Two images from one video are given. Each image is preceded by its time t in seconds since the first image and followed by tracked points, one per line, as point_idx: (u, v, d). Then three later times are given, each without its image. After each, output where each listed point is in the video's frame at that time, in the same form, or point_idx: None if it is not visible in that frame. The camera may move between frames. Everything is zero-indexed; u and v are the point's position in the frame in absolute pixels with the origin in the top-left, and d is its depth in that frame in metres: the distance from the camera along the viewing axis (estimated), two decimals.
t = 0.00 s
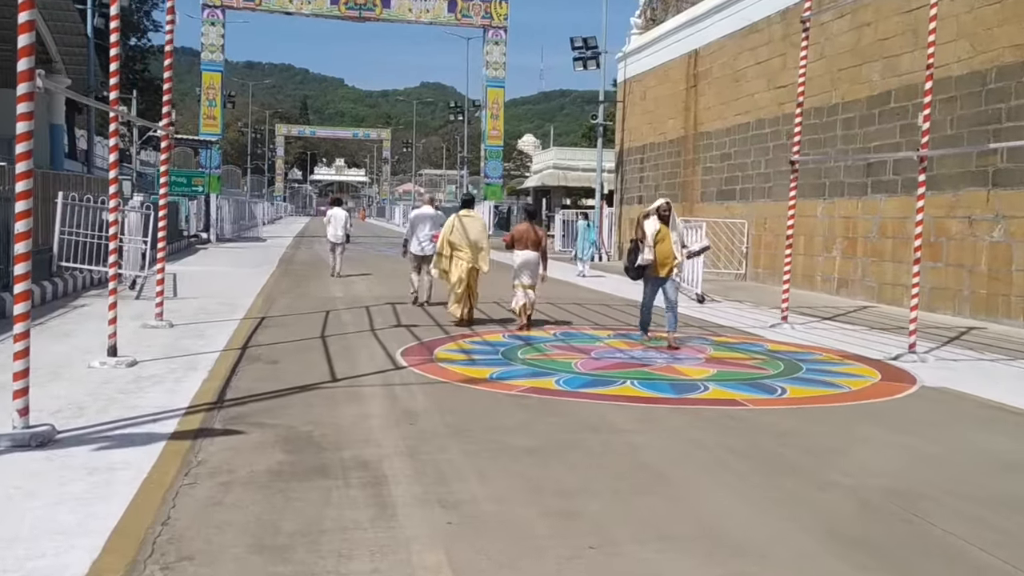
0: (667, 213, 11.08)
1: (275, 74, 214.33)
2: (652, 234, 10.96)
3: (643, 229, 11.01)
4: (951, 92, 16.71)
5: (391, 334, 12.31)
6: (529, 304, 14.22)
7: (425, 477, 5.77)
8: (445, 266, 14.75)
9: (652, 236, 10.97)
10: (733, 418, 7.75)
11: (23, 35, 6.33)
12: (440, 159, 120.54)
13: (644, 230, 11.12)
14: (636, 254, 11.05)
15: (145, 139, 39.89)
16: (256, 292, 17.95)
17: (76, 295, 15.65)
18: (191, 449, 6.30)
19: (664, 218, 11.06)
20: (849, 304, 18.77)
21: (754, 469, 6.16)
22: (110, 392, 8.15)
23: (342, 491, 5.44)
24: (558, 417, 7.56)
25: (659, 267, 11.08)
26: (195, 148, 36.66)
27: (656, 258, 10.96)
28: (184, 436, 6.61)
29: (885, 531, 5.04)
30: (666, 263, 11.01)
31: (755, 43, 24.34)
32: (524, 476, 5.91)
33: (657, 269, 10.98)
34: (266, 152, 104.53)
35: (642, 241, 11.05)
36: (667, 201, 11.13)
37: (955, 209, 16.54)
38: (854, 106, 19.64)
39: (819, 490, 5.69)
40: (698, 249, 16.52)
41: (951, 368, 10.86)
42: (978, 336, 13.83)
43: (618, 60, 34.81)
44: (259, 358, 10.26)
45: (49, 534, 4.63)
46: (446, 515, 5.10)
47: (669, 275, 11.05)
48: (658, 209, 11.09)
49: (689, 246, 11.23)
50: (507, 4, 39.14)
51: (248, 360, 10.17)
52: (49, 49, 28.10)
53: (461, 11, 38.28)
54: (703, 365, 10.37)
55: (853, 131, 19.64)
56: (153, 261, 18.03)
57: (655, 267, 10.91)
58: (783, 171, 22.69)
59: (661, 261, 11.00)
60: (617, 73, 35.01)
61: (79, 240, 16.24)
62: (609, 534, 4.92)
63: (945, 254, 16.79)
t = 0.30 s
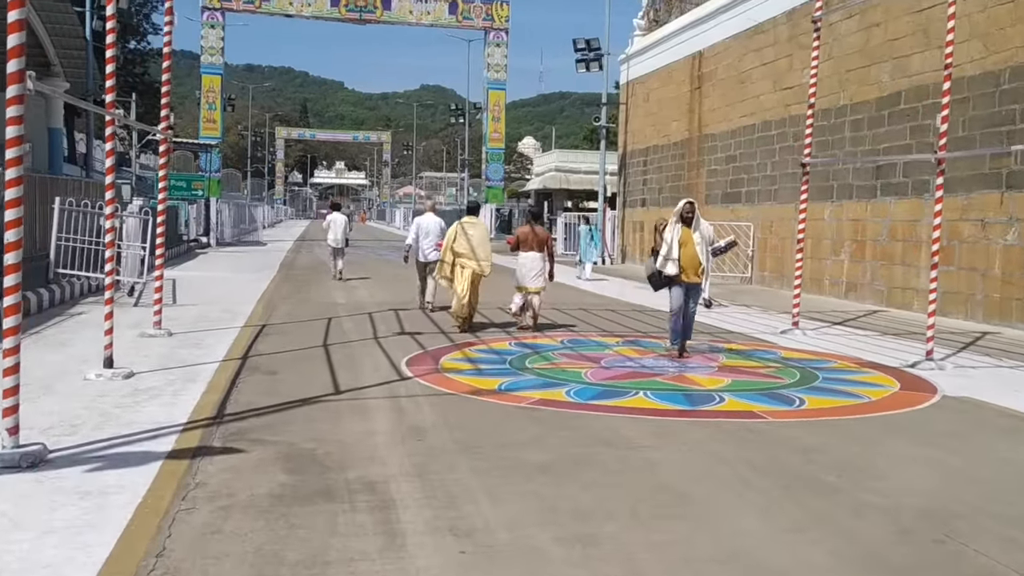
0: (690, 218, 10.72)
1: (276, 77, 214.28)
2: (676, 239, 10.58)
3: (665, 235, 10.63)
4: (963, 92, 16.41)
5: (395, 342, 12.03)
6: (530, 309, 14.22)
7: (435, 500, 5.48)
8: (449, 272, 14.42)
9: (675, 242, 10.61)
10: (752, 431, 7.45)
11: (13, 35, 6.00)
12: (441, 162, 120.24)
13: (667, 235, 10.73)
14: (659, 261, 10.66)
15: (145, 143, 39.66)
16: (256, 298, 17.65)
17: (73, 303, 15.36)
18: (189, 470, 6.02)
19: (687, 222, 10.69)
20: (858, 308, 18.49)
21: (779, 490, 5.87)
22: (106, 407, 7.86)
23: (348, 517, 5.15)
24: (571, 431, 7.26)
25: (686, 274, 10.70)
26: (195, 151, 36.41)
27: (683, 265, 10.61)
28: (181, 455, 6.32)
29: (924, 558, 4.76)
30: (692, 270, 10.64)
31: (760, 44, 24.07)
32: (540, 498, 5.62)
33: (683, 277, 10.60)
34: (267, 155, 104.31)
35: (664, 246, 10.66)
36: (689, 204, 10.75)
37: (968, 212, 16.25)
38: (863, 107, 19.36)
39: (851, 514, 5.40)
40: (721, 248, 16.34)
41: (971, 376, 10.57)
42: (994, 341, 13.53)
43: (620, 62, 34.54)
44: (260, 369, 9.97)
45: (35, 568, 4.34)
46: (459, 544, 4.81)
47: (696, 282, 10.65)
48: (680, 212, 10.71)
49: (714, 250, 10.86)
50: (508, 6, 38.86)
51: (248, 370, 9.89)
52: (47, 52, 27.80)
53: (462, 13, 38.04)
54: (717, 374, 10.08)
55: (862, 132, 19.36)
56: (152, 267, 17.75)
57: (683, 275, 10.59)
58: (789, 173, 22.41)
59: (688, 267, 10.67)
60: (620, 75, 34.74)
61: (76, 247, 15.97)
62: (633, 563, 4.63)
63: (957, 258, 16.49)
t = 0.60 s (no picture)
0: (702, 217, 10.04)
1: (268, 82, 213.86)
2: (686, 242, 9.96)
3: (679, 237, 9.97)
4: (966, 87, 16.14)
5: (391, 348, 11.71)
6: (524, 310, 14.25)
7: (436, 516, 5.18)
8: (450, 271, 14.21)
9: (687, 245, 9.98)
10: (764, 437, 7.16)
11: None
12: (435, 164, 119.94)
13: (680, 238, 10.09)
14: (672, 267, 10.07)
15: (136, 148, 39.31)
16: (250, 304, 17.34)
17: (62, 311, 15.02)
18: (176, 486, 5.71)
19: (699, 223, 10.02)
20: (861, 307, 18.22)
21: (798, 500, 5.58)
22: (91, 420, 7.54)
23: (344, 536, 4.85)
24: (577, 440, 6.96)
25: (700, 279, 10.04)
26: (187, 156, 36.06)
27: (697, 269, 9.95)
28: (168, 471, 6.01)
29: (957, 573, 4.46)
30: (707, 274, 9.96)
31: (756, 41, 23.81)
32: (547, 512, 5.32)
33: (696, 282, 9.94)
34: (260, 160, 103.96)
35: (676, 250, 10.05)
36: (702, 203, 10.05)
37: (972, 208, 15.99)
38: (863, 103, 19.10)
39: (875, 526, 5.11)
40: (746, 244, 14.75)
41: (984, 376, 10.28)
42: (1002, 339, 13.25)
43: (615, 61, 34.27)
44: (252, 377, 9.65)
45: None
46: (463, 564, 4.51)
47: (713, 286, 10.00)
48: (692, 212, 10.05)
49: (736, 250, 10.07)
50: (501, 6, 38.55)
51: (240, 379, 9.58)
52: (35, 56, 27.55)
53: (455, 14, 37.76)
54: (724, 377, 9.78)
55: (862, 129, 19.10)
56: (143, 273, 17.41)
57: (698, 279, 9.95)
58: (788, 171, 22.15)
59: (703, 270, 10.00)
60: (615, 74, 34.47)
61: (64, 253, 15.63)
62: None
63: (961, 254, 16.22)
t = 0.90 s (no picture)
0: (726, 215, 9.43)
1: (264, 82, 213.29)
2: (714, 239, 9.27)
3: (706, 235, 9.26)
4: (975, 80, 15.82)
5: (387, 350, 11.37)
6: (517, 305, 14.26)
7: (435, 534, 4.85)
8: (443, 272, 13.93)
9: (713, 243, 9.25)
10: (778, 444, 6.84)
11: None
12: (432, 162, 119.53)
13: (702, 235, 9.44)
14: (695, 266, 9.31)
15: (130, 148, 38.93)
16: (243, 305, 16.97)
17: (50, 313, 14.67)
18: (159, 502, 5.37)
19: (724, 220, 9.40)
20: (866, 305, 17.91)
21: (820, 513, 5.26)
22: (72, 430, 7.19)
23: (336, 558, 4.52)
24: (583, 449, 6.63)
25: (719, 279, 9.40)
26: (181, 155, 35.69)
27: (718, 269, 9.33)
28: (150, 485, 5.67)
29: None
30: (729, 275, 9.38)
31: (758, 36, 23.47)
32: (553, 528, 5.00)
33: (720, 283, 9.32)
34: (256, 159, 103.55)
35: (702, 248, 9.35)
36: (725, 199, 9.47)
37: (980, 204, 15.67)
38: (868, 98, 18.77)
39: (904, 544, 4.79)
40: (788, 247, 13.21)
41: (1000, 377, 9.95)
42: (1015, 338, 12.94)
43: (614, 57, 33.91)
44: (244, 381, 9.31)
45: None
46: None
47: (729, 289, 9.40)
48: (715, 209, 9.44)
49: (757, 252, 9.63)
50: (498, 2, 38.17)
51: (231, 383, 9.23)
52: (26, 54, 27.17)
53: (451, 10, 37.36)
54: (732, 380, 9.45)
55: (867, 124, 18.77)
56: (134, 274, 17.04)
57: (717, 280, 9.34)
58: (791, 167, 21.83)
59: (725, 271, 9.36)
60: (614, 71, 34.11)
61: (53, 254, 15.28)
62: None
63: (970, 252, 15.92)
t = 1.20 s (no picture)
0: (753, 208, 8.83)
1: (260, 75, 212.56)
2: (739, 237, 8.81)
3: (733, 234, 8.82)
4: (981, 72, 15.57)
5: (382, 348, 11.07)
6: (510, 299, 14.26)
7: (432, 549, 4.58)
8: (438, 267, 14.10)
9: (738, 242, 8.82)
10: (789, 450, 6.58)
11: None
12: (428, 156, 119.11)
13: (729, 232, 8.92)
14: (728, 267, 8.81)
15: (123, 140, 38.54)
16: (236, 300, 16.67)
17: (38, 309, 14.36)
18: (140, 513, 5.09)
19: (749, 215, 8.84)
20: (868, 302, 17.67)
21: (837, 525, 5.00)
22: (53, 434, 6.89)
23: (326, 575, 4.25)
24: (586, 454, 6.36)
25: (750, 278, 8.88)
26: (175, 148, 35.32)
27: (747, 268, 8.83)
28: (131, 495, 5.38)
29: None
30: (762, 274, 8.85)
31: (758, 28, 23.18)
32: (556, 541, 4.73)
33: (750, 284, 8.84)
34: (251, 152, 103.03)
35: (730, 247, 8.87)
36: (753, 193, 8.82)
37: (986, 198, 15.42)
38: (870, 91, 18.51)
39: (926, 558, 4.54)
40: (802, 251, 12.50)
41: (1011, 377, 9.70)
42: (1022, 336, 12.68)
43: (611, 50, 33.59)
44: (234, 381, 9.02)
45: None
46: None
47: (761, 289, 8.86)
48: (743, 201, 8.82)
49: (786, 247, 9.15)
50: None
51: (220, 384, 8.94)
52: (16, 45, 26.82)
53: (447, 3, 36.98)
54: (737, 380, 9.19)
55: (870, 117, 18.51)
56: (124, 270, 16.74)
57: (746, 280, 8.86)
58: (791, 161, 21.57)
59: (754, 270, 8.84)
60: (611, 63, 33.79)
61: (42, 249, 14.98)
62: None
63: (974, 248, 15.67)
